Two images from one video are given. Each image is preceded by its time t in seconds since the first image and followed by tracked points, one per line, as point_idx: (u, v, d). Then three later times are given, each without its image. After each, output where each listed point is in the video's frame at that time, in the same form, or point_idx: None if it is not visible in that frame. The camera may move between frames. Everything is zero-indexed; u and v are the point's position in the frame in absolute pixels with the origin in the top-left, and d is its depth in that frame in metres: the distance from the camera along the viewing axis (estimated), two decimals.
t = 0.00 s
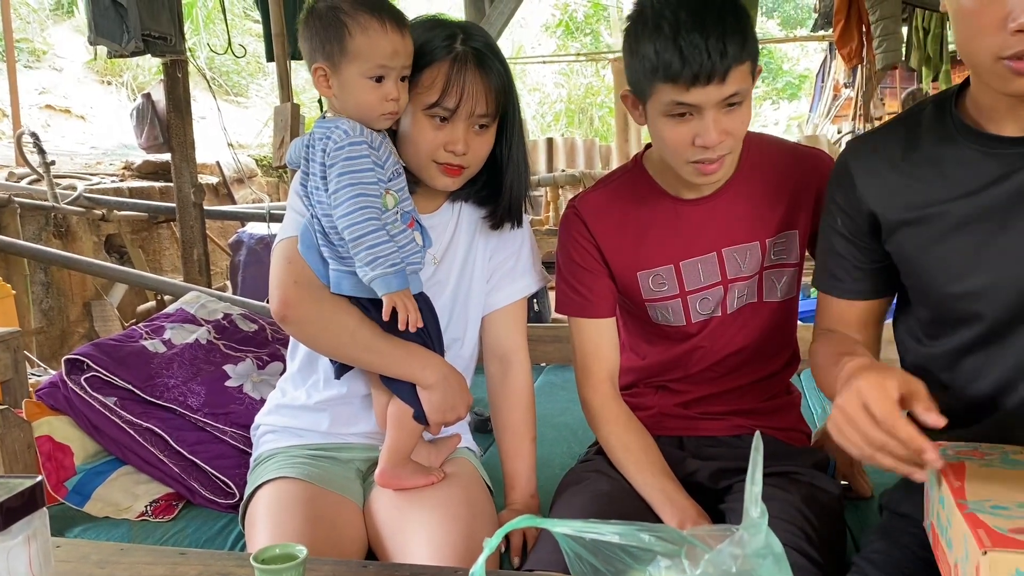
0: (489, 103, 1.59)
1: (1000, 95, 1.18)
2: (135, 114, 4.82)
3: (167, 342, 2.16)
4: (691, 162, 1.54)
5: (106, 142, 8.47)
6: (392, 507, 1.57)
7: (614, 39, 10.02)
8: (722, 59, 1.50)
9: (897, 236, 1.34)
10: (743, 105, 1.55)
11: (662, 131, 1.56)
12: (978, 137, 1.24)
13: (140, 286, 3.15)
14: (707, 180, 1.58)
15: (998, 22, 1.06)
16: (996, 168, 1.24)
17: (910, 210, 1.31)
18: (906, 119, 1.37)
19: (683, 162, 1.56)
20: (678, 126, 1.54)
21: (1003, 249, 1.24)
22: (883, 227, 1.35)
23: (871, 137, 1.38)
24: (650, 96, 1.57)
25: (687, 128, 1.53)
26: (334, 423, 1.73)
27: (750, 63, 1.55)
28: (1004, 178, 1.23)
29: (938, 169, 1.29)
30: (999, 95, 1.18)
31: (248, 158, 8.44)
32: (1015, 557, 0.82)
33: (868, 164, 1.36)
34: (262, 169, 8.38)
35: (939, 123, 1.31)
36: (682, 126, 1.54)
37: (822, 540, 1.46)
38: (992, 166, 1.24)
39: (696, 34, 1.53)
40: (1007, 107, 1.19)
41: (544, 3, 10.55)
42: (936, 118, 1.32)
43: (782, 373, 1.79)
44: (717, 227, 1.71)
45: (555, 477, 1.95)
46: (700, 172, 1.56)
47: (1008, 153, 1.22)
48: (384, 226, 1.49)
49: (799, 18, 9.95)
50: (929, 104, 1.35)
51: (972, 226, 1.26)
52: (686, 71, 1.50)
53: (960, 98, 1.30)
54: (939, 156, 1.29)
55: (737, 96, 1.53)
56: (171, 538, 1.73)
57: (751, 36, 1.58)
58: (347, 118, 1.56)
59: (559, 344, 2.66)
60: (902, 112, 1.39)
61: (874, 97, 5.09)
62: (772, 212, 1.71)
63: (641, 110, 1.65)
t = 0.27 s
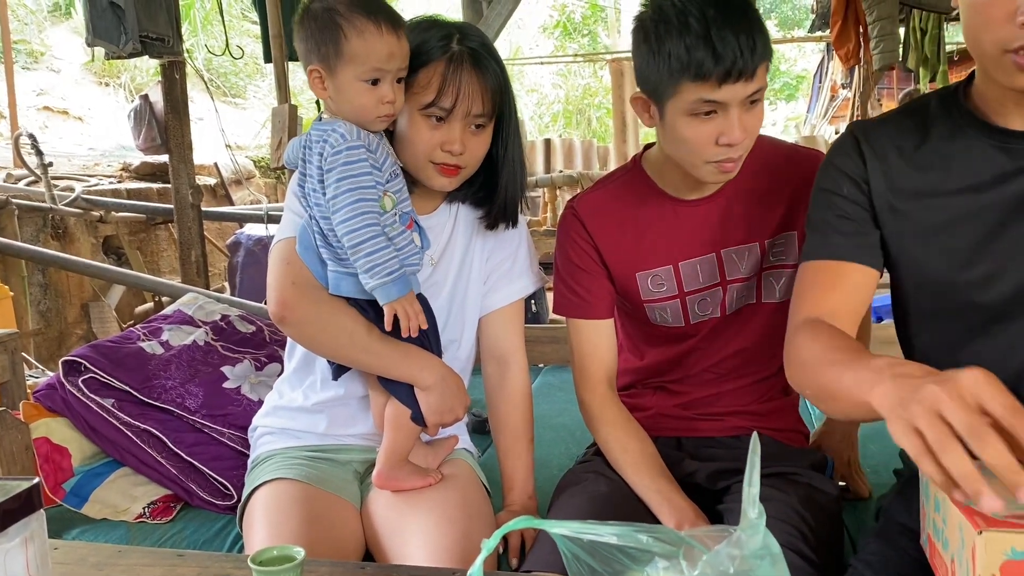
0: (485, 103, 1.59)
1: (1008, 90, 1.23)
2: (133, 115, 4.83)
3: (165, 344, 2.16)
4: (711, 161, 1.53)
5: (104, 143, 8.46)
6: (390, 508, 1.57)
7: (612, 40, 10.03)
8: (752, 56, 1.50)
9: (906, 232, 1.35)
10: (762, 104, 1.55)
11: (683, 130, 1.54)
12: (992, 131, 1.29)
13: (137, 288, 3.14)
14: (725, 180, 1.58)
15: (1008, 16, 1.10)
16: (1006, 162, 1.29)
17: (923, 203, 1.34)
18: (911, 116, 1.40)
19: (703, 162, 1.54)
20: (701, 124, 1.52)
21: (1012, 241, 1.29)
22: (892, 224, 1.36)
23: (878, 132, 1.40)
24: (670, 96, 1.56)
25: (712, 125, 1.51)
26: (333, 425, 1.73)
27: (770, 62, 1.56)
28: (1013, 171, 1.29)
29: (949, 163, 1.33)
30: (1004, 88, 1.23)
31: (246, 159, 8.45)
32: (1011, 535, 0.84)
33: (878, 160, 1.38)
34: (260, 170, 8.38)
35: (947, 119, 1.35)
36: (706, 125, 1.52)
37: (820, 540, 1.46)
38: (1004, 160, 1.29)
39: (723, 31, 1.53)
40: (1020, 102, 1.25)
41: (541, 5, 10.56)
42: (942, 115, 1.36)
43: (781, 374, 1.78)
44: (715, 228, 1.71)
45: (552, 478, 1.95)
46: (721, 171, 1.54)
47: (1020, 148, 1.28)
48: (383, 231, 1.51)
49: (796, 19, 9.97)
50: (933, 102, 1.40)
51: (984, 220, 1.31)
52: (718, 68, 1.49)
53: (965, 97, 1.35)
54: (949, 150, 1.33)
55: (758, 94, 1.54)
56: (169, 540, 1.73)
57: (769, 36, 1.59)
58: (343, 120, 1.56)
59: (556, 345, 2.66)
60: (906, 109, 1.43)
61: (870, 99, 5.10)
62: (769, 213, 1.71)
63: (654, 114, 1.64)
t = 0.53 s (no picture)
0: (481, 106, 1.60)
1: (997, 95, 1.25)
2: (132, 116, 4.83)
3: (164, 346, 2.16)
4: (716, 162, 1.53)
5: (103, 144, 8.47)
6: (388, 510, 1.57)
7: (612, 41, 10.04)
8: (759, 59, 1.51)
9: (910, 233, 1.35)
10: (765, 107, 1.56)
11: (689, 131, 1.53)
12: (993, 133, 1.30)
13: (137, 290, 3.15)
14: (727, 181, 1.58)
15: (968, 21, 1.16)
16: (1008, 162, 1.29)
17: (925, 204, 1.34)
18: (911, 118, 1.41)
19: (706, 163, 1.54)
20: (707, 125, 1.52)
21: (1015, 244, 1.29)
22: (896, 226, 1.36)
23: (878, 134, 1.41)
24: (677, 98, 1.55)
25: (717, 126, 1.51)
26: (332, 427, 1.74)
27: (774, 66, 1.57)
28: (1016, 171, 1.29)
29: (951, 164, 1.33)
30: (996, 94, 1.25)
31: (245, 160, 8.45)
32: (1010, 539, 0.85)
33: (881, 161, 1.38)
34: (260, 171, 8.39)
35: (948, 120, 1.36)
36: (711, 126, 1.52)
37: (818, 541, 1.46)
38: (1006, 161, 1.29)
39: (731, 33, 1.54)
40: (1015, 104, 1.26)
41: (541, 5, 10.57)
42: (943, 117, 1.37)
43: (780, 376, 1.79)
44: (713, 231, 1.71)
45: (552, 480, 1.96)
46: (725, 173, 1.55)
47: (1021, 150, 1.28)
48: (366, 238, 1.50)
49: (795, 20, 9.97)
50: (933, 105, 1.40)
51: (985, 222, 1.31)
52: (726, 69, 1.50)
53: (965, 98, 1.36)
54: (951, 151, 1.34)
55: (761, 97, 1.54)
56: (169, 542, 1.73)
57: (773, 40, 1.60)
58: (333, 125, 1.56)
59: (556, 347, 2.66)
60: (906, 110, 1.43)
61: (870, 99, 5.10)
62: (768, 215, 1.71)
63: (657, 116, 1.63)
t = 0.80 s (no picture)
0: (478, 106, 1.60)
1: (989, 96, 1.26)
2: (131, 117, 4.84)
3: (162, 346, 2.16)
4: (709, 162, 1.52)
5: (102, 145, 8.47)
6: (386, 511, 1.57)
7: (611, 41, 10.04)
8: (752, 60, 1.51)
9: (908, 237, 1.35)
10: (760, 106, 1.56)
11: (682, 130, 1.54)
12: (988, 135, 1.30)
13: (136, 290, 3.15)
14: (722, 180, 1.57)
15: (943, 26, 1.18)
16: (1004, 164, 1.29)
17: (922, 207, 1.34)
18: (908, 122, 1.41)
19: (698, 163, 1.54)
20: (698, 125, 1.52)
21: (1013, 246, 1.30)
22: (893, 229, 1.36)
23: (874, 138, 1.41)
24: (670, 97, 1.56)
25: (709, 126, 1.51)
26: (330, 427, 1.74)
27: (769, 66, 1.57)
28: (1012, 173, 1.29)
29: (948, 166, 1.33)
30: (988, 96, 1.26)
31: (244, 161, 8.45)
32: (1007, 537, 0.85)
33: (877, 164, 1.38)
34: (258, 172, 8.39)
35: (944, 123, 1.36)
36: (703, 126, 1.52)
37: (817, 541, 1.46)
38: (1002, 163, 1.29)
39: (724, 33, 1.54)
40: (1007, 104, 1.26)
41: (539, 6, 10.58)
42: (939, 120, 1.37)
43: (778, 375, 1.79)
44: (711, 230, 1.71)
45: (550, 479, 1.96)
46: (717, 173, 1.54)
47: (1017, 152, 1.28)
48: (364, 237, 1.50)
49: (794, 20, 9.98)
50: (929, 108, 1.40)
51: (982, 224, 1.31)
52: (717, 70, 1.50)
53: (961, 101, 1.36)
54: (946, 153, 1.34)
55: (755, 98, 1.54)
56: (168, 542, 1.73)
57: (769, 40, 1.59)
58: (332, 122, 1.56)
59: (555, 347, 2.66)
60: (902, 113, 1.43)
61: (868, 99, 5.11)
62: (767, 214, 1.71)
63: (653, 113, 1.64)
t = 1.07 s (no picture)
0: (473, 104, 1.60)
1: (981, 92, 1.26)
2: (128, 117, 4.83)
3: (159, 345, 2.16)
4: (697, 159, 1.52)
5: (99, 145, 8.46)
6: (383, 510, 1.57)
7: (609, 41, 10.04)
8: (738, 57, 1.50)
9: (904, 238, 1.35)
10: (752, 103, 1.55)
11: (671, 127, 1.54)
12: (983, 135, 1.29)
13: (133, 290, 3.14)
14: (712, 177, 1.57)
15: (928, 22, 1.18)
16: (999, 165, 1.29)
17: (917, 209, 1.34)
18: (902, 123, 1.41)
19: (686, 160, 1.54)
20: (685, 122, 1.53)
21: (1010, 246, 1.29)
22: (889, 231, 1.36)
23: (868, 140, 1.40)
24: (659, 93, 1.56)
25: (695, 124, 1.51)
26: (327, 426, 1.73)
27: (761, 63, 1.56)
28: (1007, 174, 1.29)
29: (942, 167, 1.33)
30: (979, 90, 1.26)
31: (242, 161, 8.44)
32: (1003, 529, 0.85)
33: (872, 166, 1.38)
34: (256, 172, 8.38)
35: (938, 125, 1.35)
36: (690, 122, 1.52)
37: (815, 540, 1.46)
38: (997, 164, 1.29)
39: (711, 31, 1.53)
40: (998, 101, 1.26)
41: (538, 6, 10.58)
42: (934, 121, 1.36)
43: (775, 374, 1.79)
44: (710, 228, 1.71)
45: (548, 479, 1.95)
46: (707, 170, 1.54)
47: (1012, 152, 1.28)
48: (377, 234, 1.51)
49: (792, 19, 9.98)
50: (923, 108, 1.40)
51: (978, 225, 1.31)
52: (702, 67, 1.50)
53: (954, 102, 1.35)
54: (941, 155, 1.33)
55: (745, 95, 1.53)
56: (164, 541, 1.73)
57: (761, 37, 1.58)
58: (336, 121, 1.56)
59: (553, 346, 2.66)
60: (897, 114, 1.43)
61: (866, 98, 5.11)
62: (765, 213, 1.71)
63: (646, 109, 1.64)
